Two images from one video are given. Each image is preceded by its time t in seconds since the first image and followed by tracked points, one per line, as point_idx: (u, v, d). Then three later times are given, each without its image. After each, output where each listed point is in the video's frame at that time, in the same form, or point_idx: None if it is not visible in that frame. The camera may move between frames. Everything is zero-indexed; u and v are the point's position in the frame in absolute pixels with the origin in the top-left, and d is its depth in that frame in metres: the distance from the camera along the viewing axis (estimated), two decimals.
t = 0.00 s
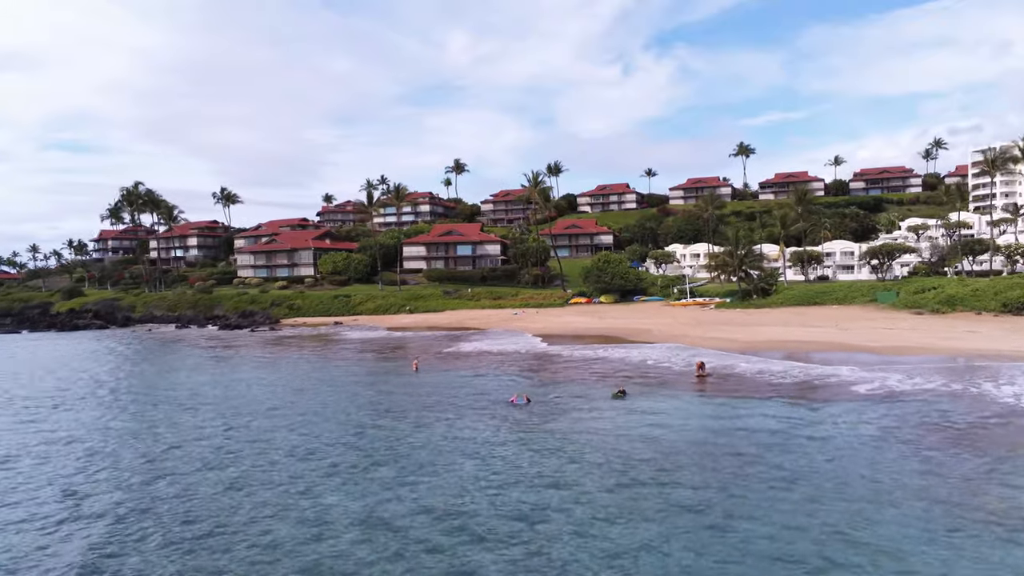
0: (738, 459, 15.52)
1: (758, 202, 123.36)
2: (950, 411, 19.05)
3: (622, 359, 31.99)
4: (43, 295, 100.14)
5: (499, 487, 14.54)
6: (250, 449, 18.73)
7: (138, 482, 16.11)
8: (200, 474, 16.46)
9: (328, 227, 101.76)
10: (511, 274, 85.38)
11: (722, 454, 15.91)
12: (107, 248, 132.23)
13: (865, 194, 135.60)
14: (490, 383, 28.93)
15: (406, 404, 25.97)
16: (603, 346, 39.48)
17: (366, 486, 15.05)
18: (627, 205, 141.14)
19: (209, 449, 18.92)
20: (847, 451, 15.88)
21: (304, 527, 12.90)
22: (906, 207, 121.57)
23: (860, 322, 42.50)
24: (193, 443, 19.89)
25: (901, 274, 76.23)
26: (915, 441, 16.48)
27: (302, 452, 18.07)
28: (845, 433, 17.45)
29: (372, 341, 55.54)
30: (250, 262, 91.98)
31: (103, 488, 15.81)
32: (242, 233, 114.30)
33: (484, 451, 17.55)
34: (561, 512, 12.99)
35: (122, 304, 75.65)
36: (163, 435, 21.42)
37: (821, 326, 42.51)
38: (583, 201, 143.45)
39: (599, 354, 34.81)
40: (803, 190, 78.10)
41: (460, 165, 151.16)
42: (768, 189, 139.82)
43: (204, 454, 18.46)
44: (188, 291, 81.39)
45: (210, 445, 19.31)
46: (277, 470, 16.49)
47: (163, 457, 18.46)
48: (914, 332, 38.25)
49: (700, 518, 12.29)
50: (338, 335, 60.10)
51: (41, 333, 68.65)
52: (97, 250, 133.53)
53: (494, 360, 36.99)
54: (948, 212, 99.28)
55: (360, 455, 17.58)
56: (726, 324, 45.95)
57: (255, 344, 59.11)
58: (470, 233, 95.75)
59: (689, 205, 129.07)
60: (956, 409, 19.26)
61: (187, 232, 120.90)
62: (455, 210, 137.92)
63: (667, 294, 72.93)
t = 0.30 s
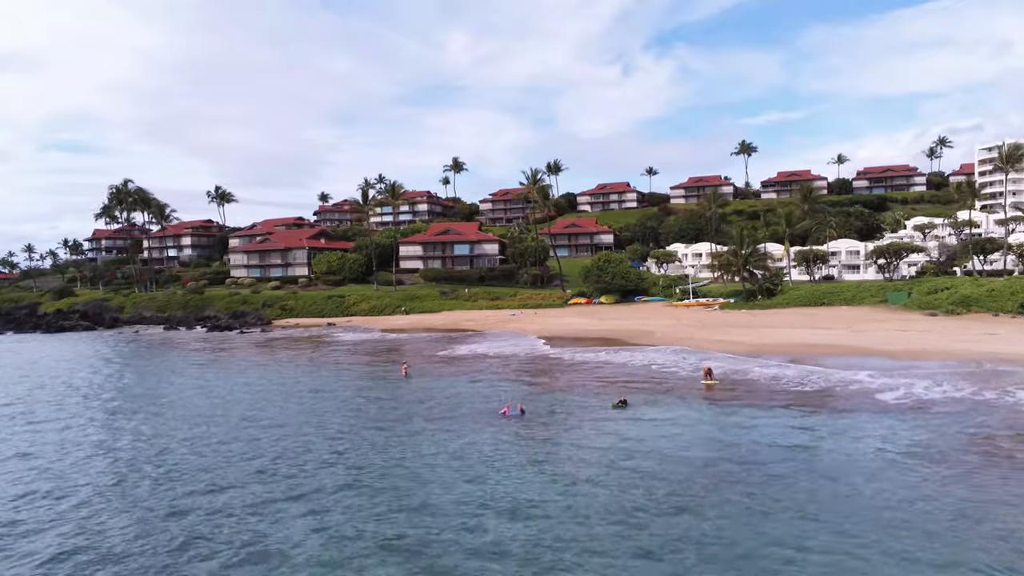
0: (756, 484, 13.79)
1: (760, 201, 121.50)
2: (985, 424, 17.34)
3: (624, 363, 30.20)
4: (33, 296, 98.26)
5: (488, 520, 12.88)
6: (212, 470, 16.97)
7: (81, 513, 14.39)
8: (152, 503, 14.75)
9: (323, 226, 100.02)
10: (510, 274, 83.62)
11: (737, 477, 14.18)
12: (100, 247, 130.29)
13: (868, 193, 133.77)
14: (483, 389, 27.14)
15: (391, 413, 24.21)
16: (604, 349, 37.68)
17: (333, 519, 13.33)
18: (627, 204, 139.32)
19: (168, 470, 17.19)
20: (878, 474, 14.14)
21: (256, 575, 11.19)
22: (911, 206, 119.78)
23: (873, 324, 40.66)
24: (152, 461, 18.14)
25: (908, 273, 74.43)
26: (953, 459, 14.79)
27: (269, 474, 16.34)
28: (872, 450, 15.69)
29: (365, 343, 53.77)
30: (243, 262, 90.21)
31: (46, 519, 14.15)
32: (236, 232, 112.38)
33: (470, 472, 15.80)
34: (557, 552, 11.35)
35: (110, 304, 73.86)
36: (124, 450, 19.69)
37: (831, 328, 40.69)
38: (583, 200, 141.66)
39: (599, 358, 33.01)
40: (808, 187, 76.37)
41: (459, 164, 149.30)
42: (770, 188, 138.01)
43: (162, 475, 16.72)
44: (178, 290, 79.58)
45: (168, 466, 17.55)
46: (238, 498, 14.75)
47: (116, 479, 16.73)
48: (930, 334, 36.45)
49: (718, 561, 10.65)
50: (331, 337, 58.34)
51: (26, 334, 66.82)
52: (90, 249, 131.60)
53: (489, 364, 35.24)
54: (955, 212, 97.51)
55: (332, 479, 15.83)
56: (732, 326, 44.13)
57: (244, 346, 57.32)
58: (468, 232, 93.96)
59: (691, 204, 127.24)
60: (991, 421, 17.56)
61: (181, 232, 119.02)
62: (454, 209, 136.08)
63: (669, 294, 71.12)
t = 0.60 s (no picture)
0: (780, 519, 12.04)
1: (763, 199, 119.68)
2: None
3: (626, 368, 28.43)
4: (23, 296, 96.42)
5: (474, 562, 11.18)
6: (168, 494, 15.26)
7: (10, 549, 12.73)
8: (96, 537, 13.07)
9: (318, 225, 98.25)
10: (507, 274, 81.89)
11: (756, 509, 12.46)
12: (93, 247, 128.48)
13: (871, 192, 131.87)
14: (475, 397, 25.37)
15: (376, 422, 22.43)
16: (604, 352, 35.87)
17: (297, 561, 11.65)
18: (628, 203, 137.57)
19: (120, 493, 15.50)
20: (917, 508, 12.39)
21: None
22: (915, 205, 117.99)
23: (886, 326, 38.86)
24: (106, 482, 16.46)
25: (916, 273, 72.65)
26: (1001, 485, 13.12)
27: (229, 500, 14.61)
28: (906, 477, 13.95)
29: (357, 345, 51.97)
30: (236, 262, 88.45)
31: None
32: (231, 231, 110.52)
33: (454, 500, 14.07)
34: None
35: (98, 305, 72.08)
36: (79, 468, 17.99)
37: (843, 330, 38.89)
38: (582, 199, 139.91)
39: (600, 363, 31.22)
40: (814, 185, 74.61)
41: (458, 163, 147.48)
42: (772, 186, 136.15)
43: (115, 500, 15.05)
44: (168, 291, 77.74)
45: (122, 488, 15.85)
46: (189, 531, 13.06)
47: (60, 504, 15.03)
48: (948, 337, 34.64)
49: None
50: (323, 338, 56.62)
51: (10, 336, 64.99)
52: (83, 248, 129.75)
53: (483, 368, 33.48)
54: (961, 210, 95.70)
55: (298, 507, 14.10)
56: (737, 328, 42.33)
57: (233, 349, 55.56)
58: (465, 231, 92.17)
59: (692, 203, 125.46)
60: None
61: (174, 231, 117.19)
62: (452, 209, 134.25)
63: (671, 294, 69.34)
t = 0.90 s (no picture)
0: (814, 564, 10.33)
1: (765, 198, 117.86)
2: None
3: (629, 373, 26.68)
4: (12, 297, 94.57)
5: None
6: (119, 524, 13.62)
7: None
8: None
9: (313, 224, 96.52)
10: (505, 274, 80.15)
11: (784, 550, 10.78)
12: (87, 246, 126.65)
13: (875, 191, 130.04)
14: (467, 405, 23.58)
15: (358, 433, 20.71)
16: (605, 356, 34.06)
17: None
18: (628, 202, 135.75)
19: (61, 522, 13.82)
20: (973, 547, 10.67)
21: None
22: (920, 203, 116.12)
23: (900, 328, 37.07)
24: (50, 507, 14.79)
25: (924, 272, 70.82)
26: None
27: (184, 533, 12.96)
28: (950, 507, 12.27)
29: (348, 347, 50.15)
30: (228, 261, 86.70)
31: None
32: (225, 230, 108.66)
33: (439, 534, 12.34)
34: None
35: (85, 305, 70.28)
36: (24, 489, 16.29)
37: (854, 332, 37.09)
38: (582, 198, 138.09)
39: (601, 366, 29.47)
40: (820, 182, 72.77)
41: (456, 161, 145.68)
42: (775, 185, 134.30)
43: (56, 532, 13.38)
44: (158, 291, 75.89)
45: (65, 515, 14.18)
46: None
47: None
48: (967, 340, 32.84)
49: None
50: (314, 340, 54.93)
51: None
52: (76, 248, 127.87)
53: (477, 373, 31.74)
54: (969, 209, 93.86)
55: (260, 542, 12.40)
56: (744, 330, 40.55)
57: (220, 350, 53.76)
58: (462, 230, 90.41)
59: (693, 202, 123.68)
60: None
61: (168, 230, 115.40)
62: (450, 208, 132.49)
63: (673, 295, 67.57)
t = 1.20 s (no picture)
0: None
1: (768, 197, 116.13)
2: None
3: (632, 379, 24.99)
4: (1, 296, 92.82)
5: None
6: (58, 557, 12.11)
7: None
8: None
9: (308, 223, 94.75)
10: (503, 274, 78.47)
11: None
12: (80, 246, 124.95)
13: (879, 190, 128.40)
14: (456, 413, 21.92)
15: (337, 445, 19.07)
16: (606, 360, 32.36)
17: None
18: (629, 202, 134.05)
19: None
20: None
21: None
22: (925, 203, 114.35)
23: (916, 330, 35.29)
24: None
25: (933, 272, 68.98)
26: None
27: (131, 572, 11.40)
28: (1009, 547, 10.61)
29: (340, 349, 48.48)
30: (221, 261, 84.96)
31: None
32: (219, 229, 106.96)
33: None
34: None
35: (71, 306, 68.62)
36: None
37: (868, 334, 35.30)
38: (582, 197, 136.36)
39: (602, 372, 27.80)
40: (827, 179, 70.92)
41: (455, 159, 143.86)
42: (777, 184, 132.56)
43: None
44: (147, 291, 74.13)
45: None
46: None
47: None
48: (988, 343, 31.06)
49: None
50: (305, 341, 53.23)
51: None
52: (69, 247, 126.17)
53: (471, 378, 30.06)
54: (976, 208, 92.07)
55: None
56: (751, 332, 38.77)
57: (207, 351, 52.09)
58: (460, 229, 88.66)
59: (695, 202, 121.95)
60: None
61: (161, 229, 113.76)
62: (448, 207, 130.75)
63: (676, 296, 65.85)
